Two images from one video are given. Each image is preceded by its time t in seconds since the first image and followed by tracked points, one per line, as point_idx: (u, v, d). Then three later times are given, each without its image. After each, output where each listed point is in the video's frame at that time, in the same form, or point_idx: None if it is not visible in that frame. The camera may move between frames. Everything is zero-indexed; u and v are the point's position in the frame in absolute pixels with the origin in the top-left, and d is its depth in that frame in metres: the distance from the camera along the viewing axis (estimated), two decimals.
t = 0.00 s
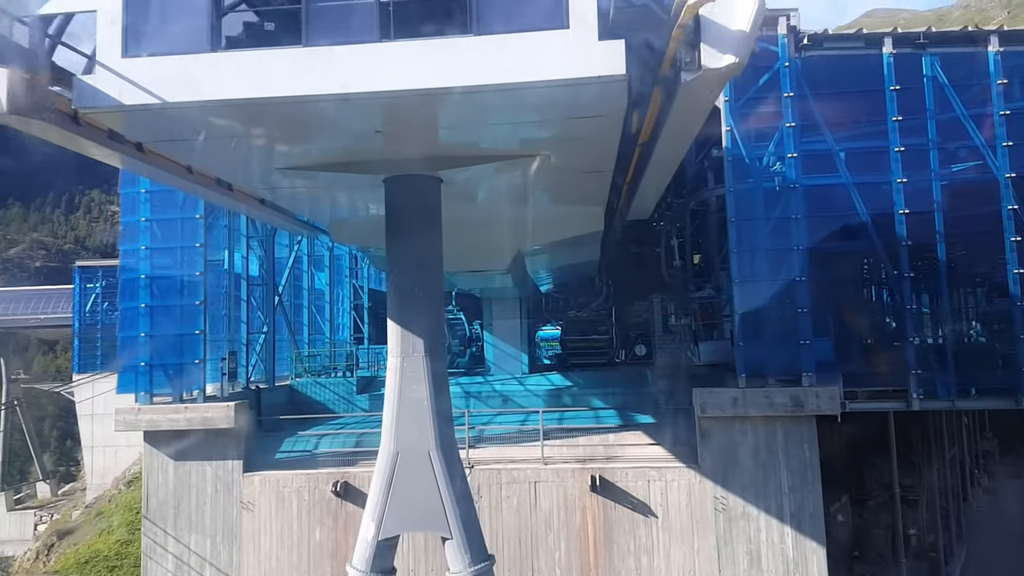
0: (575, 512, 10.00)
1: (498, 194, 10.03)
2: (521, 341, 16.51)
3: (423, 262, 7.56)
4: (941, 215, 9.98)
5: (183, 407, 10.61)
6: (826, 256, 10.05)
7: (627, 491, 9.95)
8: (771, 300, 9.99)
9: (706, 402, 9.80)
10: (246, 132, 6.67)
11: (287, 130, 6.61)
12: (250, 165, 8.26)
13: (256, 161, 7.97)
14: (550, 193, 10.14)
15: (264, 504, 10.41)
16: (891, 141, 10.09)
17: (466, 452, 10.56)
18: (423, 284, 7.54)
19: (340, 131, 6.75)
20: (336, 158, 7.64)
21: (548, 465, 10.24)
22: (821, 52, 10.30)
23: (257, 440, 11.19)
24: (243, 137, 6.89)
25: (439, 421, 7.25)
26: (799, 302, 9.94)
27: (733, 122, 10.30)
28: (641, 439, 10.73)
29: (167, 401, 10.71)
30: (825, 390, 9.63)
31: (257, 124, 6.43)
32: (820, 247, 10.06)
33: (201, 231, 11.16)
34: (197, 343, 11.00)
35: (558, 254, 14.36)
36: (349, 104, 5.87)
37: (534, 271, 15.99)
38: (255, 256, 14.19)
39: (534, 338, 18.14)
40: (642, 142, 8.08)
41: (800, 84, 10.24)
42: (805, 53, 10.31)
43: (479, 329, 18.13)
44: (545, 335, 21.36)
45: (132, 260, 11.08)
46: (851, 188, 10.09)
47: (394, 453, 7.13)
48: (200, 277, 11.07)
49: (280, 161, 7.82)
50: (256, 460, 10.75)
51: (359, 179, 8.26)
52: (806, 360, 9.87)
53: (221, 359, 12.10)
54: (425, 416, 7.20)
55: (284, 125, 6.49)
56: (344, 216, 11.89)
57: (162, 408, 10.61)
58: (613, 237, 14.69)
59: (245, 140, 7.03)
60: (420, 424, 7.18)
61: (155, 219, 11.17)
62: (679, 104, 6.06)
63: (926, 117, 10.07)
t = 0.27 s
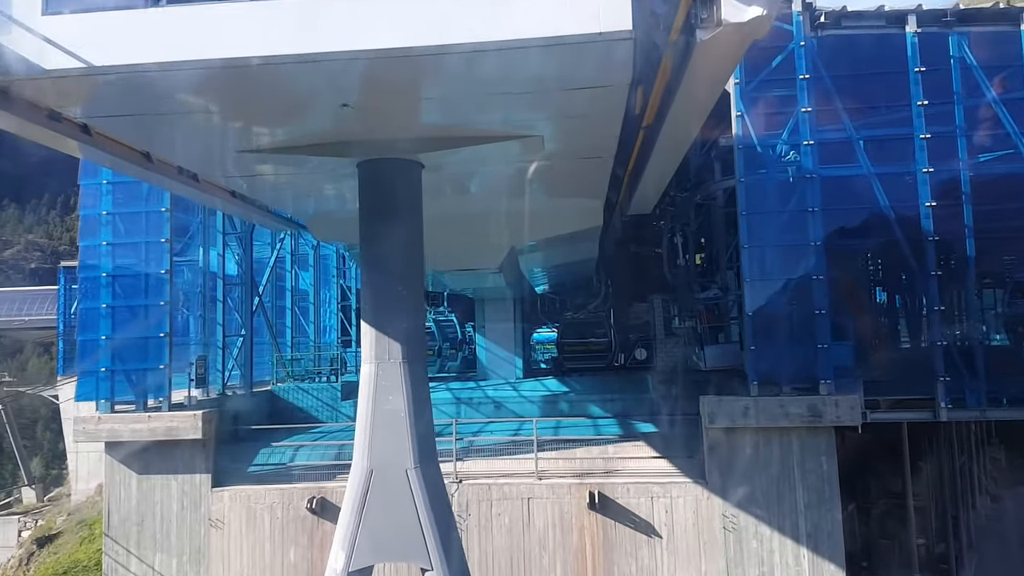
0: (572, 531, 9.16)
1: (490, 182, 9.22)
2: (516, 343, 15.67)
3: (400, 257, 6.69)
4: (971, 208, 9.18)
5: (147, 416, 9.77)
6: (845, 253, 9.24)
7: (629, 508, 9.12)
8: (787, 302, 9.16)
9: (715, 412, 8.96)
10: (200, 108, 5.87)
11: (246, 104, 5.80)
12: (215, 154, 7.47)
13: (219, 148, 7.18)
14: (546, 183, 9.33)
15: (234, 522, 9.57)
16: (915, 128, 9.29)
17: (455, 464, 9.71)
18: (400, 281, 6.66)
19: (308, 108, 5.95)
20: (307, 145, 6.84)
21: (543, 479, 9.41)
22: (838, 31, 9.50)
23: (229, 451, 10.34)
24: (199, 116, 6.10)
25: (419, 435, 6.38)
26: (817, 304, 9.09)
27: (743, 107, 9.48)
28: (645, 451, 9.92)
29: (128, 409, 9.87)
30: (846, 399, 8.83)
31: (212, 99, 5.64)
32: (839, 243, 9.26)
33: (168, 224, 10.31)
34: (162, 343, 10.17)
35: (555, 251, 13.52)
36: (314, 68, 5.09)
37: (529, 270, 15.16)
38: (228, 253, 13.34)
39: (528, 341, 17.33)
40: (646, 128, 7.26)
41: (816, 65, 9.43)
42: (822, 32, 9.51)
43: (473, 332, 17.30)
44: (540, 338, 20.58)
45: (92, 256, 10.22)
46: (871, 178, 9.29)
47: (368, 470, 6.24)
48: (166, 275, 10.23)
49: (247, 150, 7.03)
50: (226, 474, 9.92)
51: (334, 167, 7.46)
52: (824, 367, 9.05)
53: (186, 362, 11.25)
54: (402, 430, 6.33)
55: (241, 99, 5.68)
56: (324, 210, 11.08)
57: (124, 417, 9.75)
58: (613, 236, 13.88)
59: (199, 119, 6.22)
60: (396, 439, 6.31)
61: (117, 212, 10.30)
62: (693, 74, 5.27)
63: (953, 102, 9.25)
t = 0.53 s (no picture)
0: (571, 553, 8.34)
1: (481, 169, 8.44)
2: (512, 346, 14.92)
3: (376, 251, 5.89)
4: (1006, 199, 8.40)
5: (108, 426, 8.97)
6: (869, 247, 8.46)
7: (633, 528, 8.32)
8: (805, 300, 8.37)
9: (727, 422, 8.19)
10: (137, 77, 5.04)
11: (190, 72, 4.95)
12: (172, 140, 6.66)
13: (174, 132, 6.36)
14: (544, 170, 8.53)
15: (203, 542, 8.76)
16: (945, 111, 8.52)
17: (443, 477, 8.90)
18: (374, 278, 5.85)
19: (266, 80, 5.15)
20: (271, 128, 6.03)
21: (539, 496, 8.56)
22: (862, 6, 8.67)
23: (199, 465, 9.54)
24: (143, 91, 5.29)
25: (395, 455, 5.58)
26: (839, 304, 8.32)
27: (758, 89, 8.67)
28: (647, 464, 9.16)
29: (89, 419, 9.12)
30: (871, 408, 8.05)
31: (154, 67, 4.84)
32: (862, 236, 8.47)
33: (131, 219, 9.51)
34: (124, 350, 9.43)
35: (553, 248, 12.76)
36: (262, 23, 4.23)
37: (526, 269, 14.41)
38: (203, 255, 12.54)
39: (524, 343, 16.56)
40: (650, 113, 6.48)
41: (838, 43, 8.62)
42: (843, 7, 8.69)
43: (466, 335, 16.58)
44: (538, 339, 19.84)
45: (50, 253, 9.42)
46: (897, 167, 8.52)
47: (337, 495, 5.44)
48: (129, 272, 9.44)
49: (205, 132, 6.20)
50: (193, 489, 9.11)
51: (305, 153, 6.67)
52: (845, 373, 8.27)
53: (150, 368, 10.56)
54: (376, 448, 5.52)
55: (184, 64, 4.83)
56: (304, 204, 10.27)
57: (83, 428, 8.96)
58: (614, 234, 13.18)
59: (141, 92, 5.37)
60: (369, 459, 5.50)
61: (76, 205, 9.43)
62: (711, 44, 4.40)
63: (987, 83, 8.45)
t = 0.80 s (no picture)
0: None
1: (471, 151, 7.65)
2: (508, 347, 14.27)
3: (343, 239, 5.11)
4: None
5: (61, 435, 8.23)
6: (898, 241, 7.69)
7: (639, 550, 7.52)
8: (828, 298, 7.60)
9: (743, 434, 7.39)
10: (54, 29, 4.24)
11: (116, 21, 4.15)
12: (117, 116, 5.88)
13: (116, 106, 5.58)
14: (538, 152, 7.75)
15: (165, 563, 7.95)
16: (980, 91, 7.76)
17: (430, 493, 8.01)
18: (339, 270, 5.06)
19: (209, 34, 4.35)
20: (225, 98, 5.25)
21: (535, 515, 7.71)
22: None
23: (163, 478, 8.73)
24: (67, 50, 4.51)
25: (364, 479, 4.79)
26: (865, 303, 7.53)
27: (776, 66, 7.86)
28: (656, 481, 8.32)
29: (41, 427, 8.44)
30: (901, 418, 7.26)
31: (74, 17, 4.08)
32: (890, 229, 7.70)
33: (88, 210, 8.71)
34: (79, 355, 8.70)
35: (551, 244, 11.96)
36: None
37: (522, 267, 13.62)
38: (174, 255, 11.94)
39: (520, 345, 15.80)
40: (657, 86, 5.69)
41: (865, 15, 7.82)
42: None
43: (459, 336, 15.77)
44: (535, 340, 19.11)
45: None
46: (928, 153, 7.76)
47: (297, 525, 4.66)
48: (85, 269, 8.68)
49: (149, 104, 5.40)
50: (157, 504, 8.31)
51: (269, 129, 5.89)
52: (872, 379, 7.48)
53: (108, 374, 9.89)
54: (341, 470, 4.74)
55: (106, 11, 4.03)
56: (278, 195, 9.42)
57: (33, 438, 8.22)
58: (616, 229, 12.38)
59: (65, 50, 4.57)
60: (334, 482, 4.73)
61: (29, 192, 8.65)
62: None
63: None
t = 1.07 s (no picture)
0: None
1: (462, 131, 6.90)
2: (503, 348, 13.58)
3: (304, 223, 4.34)
4: None
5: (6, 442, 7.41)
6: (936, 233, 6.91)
7: None
8: (858, 295, 6.80)
9: (764, 448, 6.58)
10: None
11: None
12: (52, 82, 5.11)
13: (48, 69, 4.81)
14: (536, 133, 7.00)
15: None
16: None
17: (414, 510, 7.17)
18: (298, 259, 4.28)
19: None
20: (173, 54, 4.48)
21: (529, 535, 6.88)
22: None
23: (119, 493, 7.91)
24: None
25: (321, 503, 4.07)
26: (899, 301, 6.74)
27: (801, 38, 7.03)
28: (667, 498, 7.49)
29: None
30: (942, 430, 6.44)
31: None
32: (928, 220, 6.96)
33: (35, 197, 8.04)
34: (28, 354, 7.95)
35: (550, 237, 11.21)
36: None
37: (518, 263, 12.88)
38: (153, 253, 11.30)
39: (517, 346, 15.00)
40: (676, 47, 4.97)
41: None
42: None
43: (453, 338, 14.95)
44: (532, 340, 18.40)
45: None
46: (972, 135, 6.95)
47: (243, 563, 3.93)
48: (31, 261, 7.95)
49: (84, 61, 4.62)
50: (110, 525, 7.47)
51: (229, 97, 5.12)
52: (908, 386, 6.67)
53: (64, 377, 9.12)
54: (296, 495, 4.02)
55: None
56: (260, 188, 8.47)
57: None
58: (619, 222, 11.62)
59: None
60: (286, 510, 4.00)
61: None
62: None
63: None
